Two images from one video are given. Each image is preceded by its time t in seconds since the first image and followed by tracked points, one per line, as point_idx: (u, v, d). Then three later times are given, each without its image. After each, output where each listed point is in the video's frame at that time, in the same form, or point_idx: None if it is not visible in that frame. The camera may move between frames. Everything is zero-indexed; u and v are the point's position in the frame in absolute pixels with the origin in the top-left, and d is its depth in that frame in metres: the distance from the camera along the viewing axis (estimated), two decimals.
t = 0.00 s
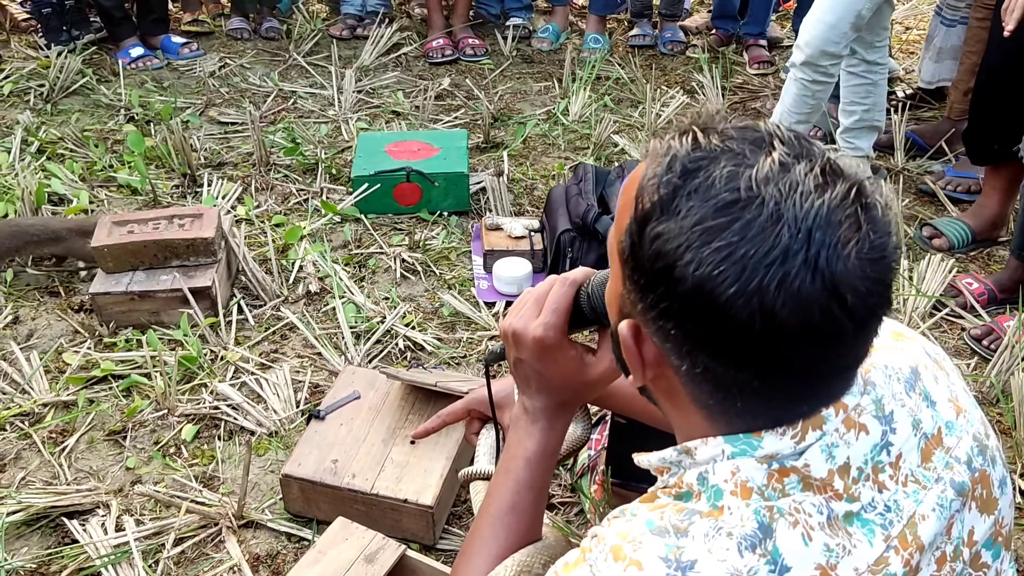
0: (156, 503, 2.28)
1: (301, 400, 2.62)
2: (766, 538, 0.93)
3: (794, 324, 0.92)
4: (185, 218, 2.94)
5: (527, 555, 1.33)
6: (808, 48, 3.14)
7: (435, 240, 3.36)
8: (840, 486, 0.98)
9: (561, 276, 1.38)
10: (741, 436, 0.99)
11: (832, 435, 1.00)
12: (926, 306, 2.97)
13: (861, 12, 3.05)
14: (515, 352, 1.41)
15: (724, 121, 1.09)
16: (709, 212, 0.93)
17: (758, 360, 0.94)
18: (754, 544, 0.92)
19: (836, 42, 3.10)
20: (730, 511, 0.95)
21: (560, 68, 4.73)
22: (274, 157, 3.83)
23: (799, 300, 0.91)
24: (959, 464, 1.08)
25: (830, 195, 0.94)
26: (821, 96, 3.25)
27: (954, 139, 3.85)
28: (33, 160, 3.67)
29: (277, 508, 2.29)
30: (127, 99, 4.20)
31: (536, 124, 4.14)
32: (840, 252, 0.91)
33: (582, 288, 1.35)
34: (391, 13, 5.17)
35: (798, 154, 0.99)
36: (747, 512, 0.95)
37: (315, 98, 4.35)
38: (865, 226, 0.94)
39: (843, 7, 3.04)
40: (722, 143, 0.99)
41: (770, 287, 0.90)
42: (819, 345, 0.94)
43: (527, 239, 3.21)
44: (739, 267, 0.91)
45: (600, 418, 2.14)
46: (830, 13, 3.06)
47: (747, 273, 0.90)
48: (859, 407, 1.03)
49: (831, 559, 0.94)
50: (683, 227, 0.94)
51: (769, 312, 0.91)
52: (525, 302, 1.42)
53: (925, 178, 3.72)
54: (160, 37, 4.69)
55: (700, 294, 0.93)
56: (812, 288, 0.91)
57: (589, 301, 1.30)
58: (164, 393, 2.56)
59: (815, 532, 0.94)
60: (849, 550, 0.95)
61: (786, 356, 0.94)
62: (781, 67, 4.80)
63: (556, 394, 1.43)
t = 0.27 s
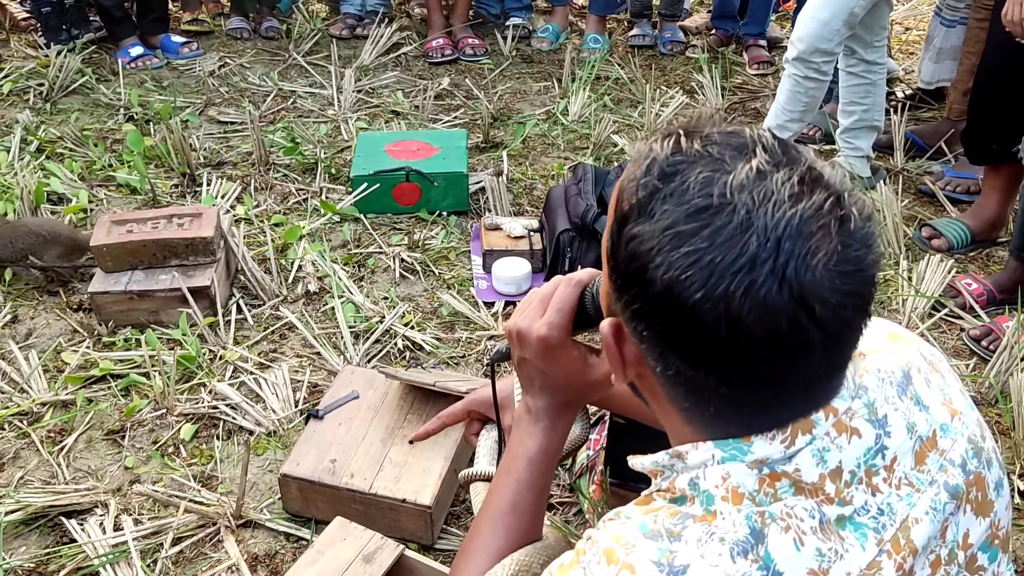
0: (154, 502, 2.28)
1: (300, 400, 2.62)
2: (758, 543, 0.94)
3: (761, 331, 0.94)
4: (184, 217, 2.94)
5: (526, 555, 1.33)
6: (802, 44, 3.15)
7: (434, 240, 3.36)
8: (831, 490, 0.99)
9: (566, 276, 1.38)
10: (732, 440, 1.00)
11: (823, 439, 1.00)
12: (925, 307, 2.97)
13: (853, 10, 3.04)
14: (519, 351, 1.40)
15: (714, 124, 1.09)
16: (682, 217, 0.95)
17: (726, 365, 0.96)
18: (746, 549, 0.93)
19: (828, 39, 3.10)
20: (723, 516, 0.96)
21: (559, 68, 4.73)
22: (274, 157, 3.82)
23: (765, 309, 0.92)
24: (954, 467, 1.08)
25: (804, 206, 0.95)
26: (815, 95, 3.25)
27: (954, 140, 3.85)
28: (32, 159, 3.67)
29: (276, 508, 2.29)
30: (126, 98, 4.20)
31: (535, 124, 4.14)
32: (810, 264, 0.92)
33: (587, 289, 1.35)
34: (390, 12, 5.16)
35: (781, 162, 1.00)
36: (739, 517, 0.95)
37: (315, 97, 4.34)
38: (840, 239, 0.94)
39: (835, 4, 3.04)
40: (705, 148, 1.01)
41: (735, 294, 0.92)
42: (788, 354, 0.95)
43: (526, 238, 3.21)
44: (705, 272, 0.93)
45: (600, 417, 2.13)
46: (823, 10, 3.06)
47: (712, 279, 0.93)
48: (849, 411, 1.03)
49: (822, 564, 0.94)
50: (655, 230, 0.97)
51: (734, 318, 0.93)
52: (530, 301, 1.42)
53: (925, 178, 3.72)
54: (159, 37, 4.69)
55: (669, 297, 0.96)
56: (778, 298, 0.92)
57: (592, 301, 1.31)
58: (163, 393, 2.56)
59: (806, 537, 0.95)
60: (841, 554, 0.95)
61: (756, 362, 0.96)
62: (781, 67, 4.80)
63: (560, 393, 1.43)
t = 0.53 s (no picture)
0: (151, 502, 2.27)
1: (297, 399, 2.61)
2: (753, 548, 0.94)
3: (723, 336, 0.93)
4: (182, 216, 2.93)
5: (526, 555, 1.32)
6: (806, 44, 3.14)
7: (432, 239, 3.35)
8: (827, 492, 0.99)
9: (571, 276, 1.37)
10: (723, 444, 1.00)
11: (816, 441, 0.99)
12: (924, 306, 2.97)
13: (857, 10, 3.04)
14: (523, 350, 1.41)
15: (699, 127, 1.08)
16: (649, 218, 0.96)
17: (691, 367, 0.97)
18: (741, 555, 0.93)
19: (832, 40, 3.10)
20: (718, 521, 0.96)
21: (558, 67, 4.73)
22: (272, 156, 3.81)
23: (726, 313, 0.92)
24: (950, 469, 1.07)
25: (772, 211, 0.94)
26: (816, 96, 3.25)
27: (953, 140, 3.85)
28: (29, 158, 3.65)
29: (273, 507, 2.28)
30: (124, 96, 4.19)
31: (534, 124, 4.13)
32: (773, 271, 0.92)
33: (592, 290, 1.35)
34: (389, 11, 5.15)
35: (759, 167, 0.99)
36: (733, 522, 0.96)
37: (313, 96, 4.34)
38: (807, 248, 0.93)
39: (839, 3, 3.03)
40: (682, 150, 1.01)
41: (695, 297, 0.93)
42: (750, 360, 0.95)
43: (525, 238, 3.20)
44: (667, 274, 0.94)
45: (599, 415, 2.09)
46: (828, 10, 3.05)
47: (674, 280, 0.94)
48: (843, 412, 1.02)
49: (818, 568, 0.94)
50: (623, 231, 0.98)
51: (695, 320, 0.94)
52: (535, 300, 1.43)
53: (923, 178, 3.72)
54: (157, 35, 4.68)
55: (635, 298, 0.97)
56: (739, 303, 0.92)
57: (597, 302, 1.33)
58: (160, 392, 2.55)
59: (801, 541, 0.95)
60: (836, 558, 0.95)
61: (721, 366, 0.96)
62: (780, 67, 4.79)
63: (565, 392, 1.42)
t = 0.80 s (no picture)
0: (147, 502, 2.27)
1: (294, 399, 2.61)
2: (749, 553, 0.94)
3: (703, 348, 0.94)
4: (179, 215, 2.92)
5: (524, 556, 1.32)
6: (805, 45, 3.13)
7: (430, 238, 3.35)
8: (822, 496, 0.98)
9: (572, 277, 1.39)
10: (718, 451, 1.00)
11: (811, 445, 0.99)
12: (922, 307, 2.97)
13: (858, 11, 3.03)
14: (524, 350, 1.41)
15: (685, 133, 1.08)
16: (630, 228, 0.96)
17: (674, 377, 0.98)
18: (737, 560, 0.93)
19: (832, 41, 3.09)
20: (714, 526, 0.96)
21: (556, 66, 4.72)
22: (269, 155, 3.81)
23: (706, 326, 0.93)
24: (947, 471, 1.06)
25: (753, 223, 0.93)
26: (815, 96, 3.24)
27: (950, 140, 3.85)
28: (25, 156, 3.64)
29: (270, 508, 2.27)
30: (120, 95, 4.18)
31: (532, 123, 4.13)
32: (754, 284, 0.91)
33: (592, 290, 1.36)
34: (386, 10, 5.14)
35: (742, 176, 0.99)
36: (729, 527, 0.95)
37: (310, 95, 4.33)
38: (788, 262, 0.93)
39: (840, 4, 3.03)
40: (666, 160, 1.00)
41: (675, 309, 0.93)
42: (732, 372, 0.95)
43: (522, 237, 3.20)
44: (646, 286, 0.94)
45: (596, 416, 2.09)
46: (827, 11, 3.05)
47: (655, 292, 0.94)
48: (838, 415, 1.02)
49: (814, 573, 0.93)
50: (605, 242, 0.98)
51: (677, 331, 0.94)
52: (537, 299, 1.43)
53: (921, 179, 3.72)
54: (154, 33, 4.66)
55: (618, 309, 0.98)
56: (720, 315, 0.92)
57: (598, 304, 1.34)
58: (156, 392, 2.55)
59: (798, 546, 0.95)
60: (833, 562, 0.94)
61: (703, 377, 0.96)
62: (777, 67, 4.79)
63: (565, 393, 1.42)
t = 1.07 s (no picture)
0: (143, 502, 2.25)
1: (292, 398, 2.59)
2: (747, 557, 0.93)
3: (688, 355, 0.94)
4: (175, 213, 2.91)
5: (523, 557, 1.31)
6: (813, 47, 3.12)
7: (428, 237, 3.34)
8: (820, 499, 0.97)
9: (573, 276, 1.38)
10: (714, 455, 0.99)
11: (808, 448, 0.99)
12: (920, 307, 2.96)
13: (868, 12, 3.04)
14: (524, 350, 1.40)
15: (677, 136, 1.06)
16: (615, 235, 0.96)
17: (660, 383, 0.98)
18: (734, 564, 0.92)
19: (841, 43, 3.09)
20: (711, 530, 0.95)
21: (554, 65, 4.71)
22: (266, 153, 3.79)
23: (691, 333, 0.92)
24: (947, 473, 1.06)
25: (738, 231, 0.92)
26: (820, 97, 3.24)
27: (949, 140, 3.85)
28: (21, 154, 3.63)
29: (267, 507, 2.26)
30: (117, 92, 4.16)
31: (530, 121, 4.12)
32: (739, 291, 0.91)
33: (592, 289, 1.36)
34: (384, 8, 5.13)
35: (730, 181, 0.97)
36: (726, 531, 0.95)
37: (308, 93, 4.31)
38: (773, 270, 0.91)
39: (850, 6, 3.02)
40: (654, 165, 0.99)
41: (660, 317, 0.93)
42: (718, 379, 0.94)
43: (520, 236, 3.19)
44: (631, 293, 0.94)
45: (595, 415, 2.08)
46: (836, 13, 3.04)
47: (639, 300, 0.94)
48: (834, 418, 1.02)
49: None
50: (591, 248, 0.98)
51: (663, 338, 0.94)
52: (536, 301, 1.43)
53: (919, 178, 3.72)
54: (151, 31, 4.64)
55: (604, 315, 0.98)
56: (704, 323, 0.91)
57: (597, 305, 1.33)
58: (153, 390, 2.53)
59: (795, 550, 0.94)
60: (830, 565, 0.94)
61: (689, 383, 0.95)
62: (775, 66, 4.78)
63: (565, 393, 1.42)
